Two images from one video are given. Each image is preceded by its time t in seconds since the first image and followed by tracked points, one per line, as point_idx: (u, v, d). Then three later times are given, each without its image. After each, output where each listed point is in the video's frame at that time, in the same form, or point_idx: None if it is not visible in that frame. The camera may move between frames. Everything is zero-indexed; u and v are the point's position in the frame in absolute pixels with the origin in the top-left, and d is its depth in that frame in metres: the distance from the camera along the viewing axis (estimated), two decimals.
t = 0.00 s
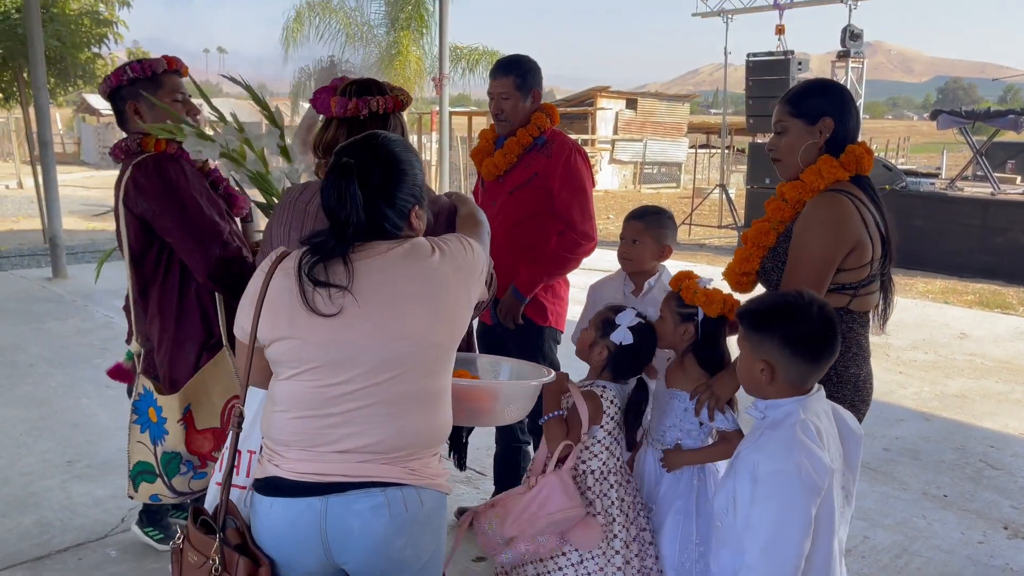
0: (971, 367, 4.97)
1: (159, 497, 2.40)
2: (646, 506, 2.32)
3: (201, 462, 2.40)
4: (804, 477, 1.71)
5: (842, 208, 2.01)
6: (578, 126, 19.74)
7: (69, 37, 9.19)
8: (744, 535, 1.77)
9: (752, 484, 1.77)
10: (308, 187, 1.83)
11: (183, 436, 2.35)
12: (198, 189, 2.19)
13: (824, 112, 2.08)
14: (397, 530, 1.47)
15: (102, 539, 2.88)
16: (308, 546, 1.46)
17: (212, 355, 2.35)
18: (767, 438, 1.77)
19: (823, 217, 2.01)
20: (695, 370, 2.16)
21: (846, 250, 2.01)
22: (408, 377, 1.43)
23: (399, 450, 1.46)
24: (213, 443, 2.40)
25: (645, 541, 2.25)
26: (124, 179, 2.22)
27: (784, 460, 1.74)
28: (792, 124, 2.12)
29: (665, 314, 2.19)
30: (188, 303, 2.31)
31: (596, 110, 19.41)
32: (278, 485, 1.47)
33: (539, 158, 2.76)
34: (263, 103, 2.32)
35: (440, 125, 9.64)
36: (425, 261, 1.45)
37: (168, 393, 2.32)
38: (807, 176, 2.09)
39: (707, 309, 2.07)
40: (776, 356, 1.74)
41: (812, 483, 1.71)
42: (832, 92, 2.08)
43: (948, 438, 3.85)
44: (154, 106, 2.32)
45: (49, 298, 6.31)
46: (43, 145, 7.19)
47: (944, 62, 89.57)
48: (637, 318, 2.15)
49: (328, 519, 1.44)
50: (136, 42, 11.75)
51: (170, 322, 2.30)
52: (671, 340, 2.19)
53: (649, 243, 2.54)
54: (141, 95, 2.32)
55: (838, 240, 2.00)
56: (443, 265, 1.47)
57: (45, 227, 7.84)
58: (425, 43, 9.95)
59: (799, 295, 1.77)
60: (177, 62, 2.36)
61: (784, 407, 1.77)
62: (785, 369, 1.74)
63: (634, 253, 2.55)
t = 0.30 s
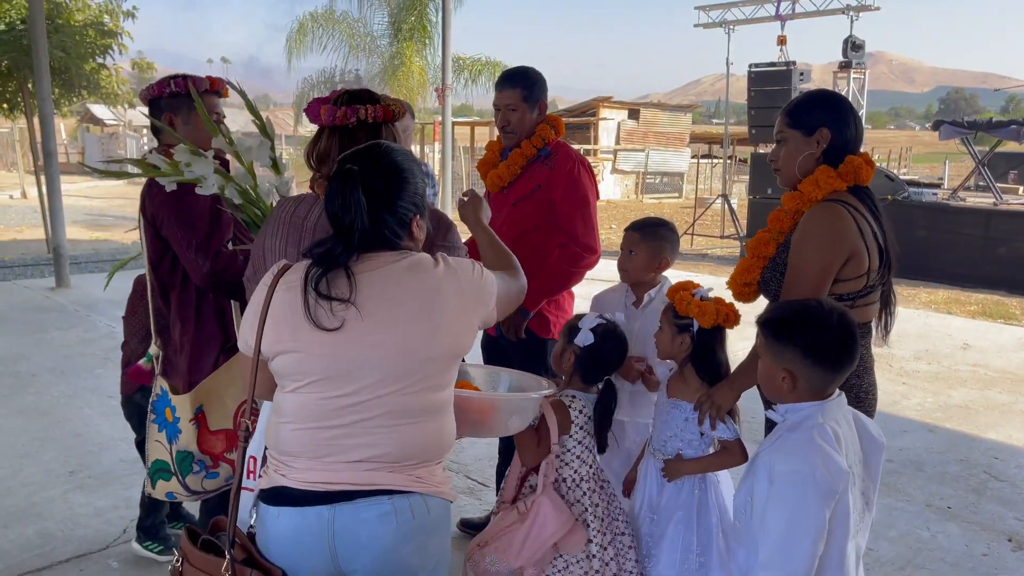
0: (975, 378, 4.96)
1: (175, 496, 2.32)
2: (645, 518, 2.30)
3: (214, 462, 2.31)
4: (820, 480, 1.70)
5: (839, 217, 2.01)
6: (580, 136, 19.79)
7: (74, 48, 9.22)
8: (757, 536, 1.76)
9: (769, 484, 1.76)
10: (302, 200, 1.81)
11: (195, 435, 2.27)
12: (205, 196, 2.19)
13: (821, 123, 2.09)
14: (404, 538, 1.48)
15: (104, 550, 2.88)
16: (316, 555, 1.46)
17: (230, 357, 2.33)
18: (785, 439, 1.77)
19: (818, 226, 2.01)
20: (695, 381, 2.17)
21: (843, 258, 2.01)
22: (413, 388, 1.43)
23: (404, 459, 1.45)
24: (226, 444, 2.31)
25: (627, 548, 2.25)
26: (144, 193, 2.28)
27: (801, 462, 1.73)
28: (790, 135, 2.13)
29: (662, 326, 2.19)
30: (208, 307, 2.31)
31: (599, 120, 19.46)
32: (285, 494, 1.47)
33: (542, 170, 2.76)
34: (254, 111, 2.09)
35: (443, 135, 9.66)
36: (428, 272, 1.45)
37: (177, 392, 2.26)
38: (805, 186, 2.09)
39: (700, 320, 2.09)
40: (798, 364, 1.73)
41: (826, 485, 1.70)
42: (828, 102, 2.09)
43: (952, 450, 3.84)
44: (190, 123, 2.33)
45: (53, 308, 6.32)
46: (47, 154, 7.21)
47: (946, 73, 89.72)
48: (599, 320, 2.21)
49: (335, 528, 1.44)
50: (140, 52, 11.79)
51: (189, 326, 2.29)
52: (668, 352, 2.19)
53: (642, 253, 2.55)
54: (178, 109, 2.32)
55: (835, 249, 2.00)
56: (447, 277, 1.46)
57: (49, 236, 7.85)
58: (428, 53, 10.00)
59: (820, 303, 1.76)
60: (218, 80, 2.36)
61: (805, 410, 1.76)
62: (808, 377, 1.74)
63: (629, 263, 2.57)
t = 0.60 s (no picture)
0: (978, 390, 4.94)
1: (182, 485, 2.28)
2: (644, 533, 2.28)
3: (209, 463, 2.21)
4: (816, 484, 1.70)
5: (845, 231, 2.01)
6: (583, 147, 19.84)
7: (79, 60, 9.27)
8: (750, 534, 1.73)
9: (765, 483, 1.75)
10: (290, 212, 1.81)
11: (190, 436, 2.17)
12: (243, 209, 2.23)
13: (819, 140, 2.10)
14: (386, 551, 1.46)
15: (105, 562, 2.87)
16: (299, 562, 1.47)
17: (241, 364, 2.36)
18: (784, 442, 1.76)
19: (825, 241, 2.01)
20: (695, 395, 2.17)
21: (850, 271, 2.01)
22: (399, 404, 1.41)
23: (390, 473, 1.43)
24: (222, 447, 2.20)
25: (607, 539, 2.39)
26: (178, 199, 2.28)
27: (796, 463, 1.72)
28: (791, 157, 2.14)
29: (663, 339, 2.21)
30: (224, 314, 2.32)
31: (601, 131, 19.52)
32: (273, 500, 1.49)
33: (549, 185, 2.77)
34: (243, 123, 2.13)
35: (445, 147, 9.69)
36: (415, 288, 1.42)
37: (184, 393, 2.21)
38: (813, 201, 2.09)
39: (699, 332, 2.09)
40: (810, 372, 1.73)
41: (822, 489, 1.70)
42: (822, 120, 2.09)
43: (956, 462, 3.83)
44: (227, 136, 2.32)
45: (56, 319, 6.34)
46: (52, 166, 7.24)
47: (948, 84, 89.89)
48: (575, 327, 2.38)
49: (317, 537, 1.44)
50: (144, 65, 11.85)
51: (204, 329, 2.30)
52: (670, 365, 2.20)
53: (642, 266, 2.55)
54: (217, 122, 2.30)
55: (840, 264, 2.01)
56: (437, 295, 1.43)
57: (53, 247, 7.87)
58: (431, 65, 10.05)
59: (833, 312, 1.76)
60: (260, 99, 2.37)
61: (806, 416, 1.76)
62: (819, 387, 1.74)
63: (628, 276, 2.57)
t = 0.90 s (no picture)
0: (982, 402, 4.92)
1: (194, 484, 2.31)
2: (646, 546, 2.28)
3: (224, 468, 2.22)
4: (808, 500, 1.68)
5: (851, 244, 2.01)
6: (586, 159, 19.88)
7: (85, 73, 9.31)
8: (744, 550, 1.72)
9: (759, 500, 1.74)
10: (288, 224, 1.82)
11: (208, 443, 2.22)
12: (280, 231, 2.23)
13: (823, 154, 2.10)
14: (368, 564, 1.44)
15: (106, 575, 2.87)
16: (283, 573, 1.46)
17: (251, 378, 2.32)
18: (778, 459, 1.76)
19: (832, 254, 2.01)
20: (695, 409, 2.16)
21: (859, 284, 2.00)
22: (380, 423, 1.39)
23: (374, 489, 1.43)
24: (237, 455, 2.19)
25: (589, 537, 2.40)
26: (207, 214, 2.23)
27: (789, 480, 1.71)
28: (793, 172, 2.13)
29: (668, 351, 2.21)
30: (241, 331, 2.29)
31: (604, 143, 19.57)
32: (261, 509, 1.49)
33: (554, 202, 2.77)
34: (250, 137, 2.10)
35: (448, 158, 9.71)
36: (396, 306, 1.39)
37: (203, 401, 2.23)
38: (818, 215, 2.10)
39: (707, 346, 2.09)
40: (807, 388, 1.72)
41: (814, 506, 1.68)
42: (827, 133, 2.10)
43: (960, 476, 3.81)
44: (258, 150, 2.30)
45: (61, 331, 6.35)
46: (57, 178, 7.27)
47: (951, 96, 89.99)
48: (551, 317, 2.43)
49: (300, 547, 1.44)
50: (149, 77, 11.91)
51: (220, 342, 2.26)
52: (676, 378, 2.20)
53: (645, 280, 2.53)
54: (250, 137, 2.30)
55: (850, 276, 1.99)
56: (419, 314, 1.39)
57: (58, 259, 7.90)
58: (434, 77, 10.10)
59: (833, 328, 1.77)
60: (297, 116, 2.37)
61: (801, 433, 1.76)
62: (814, 401, 1.73)
63: (633, 291, 2.55)
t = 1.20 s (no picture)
0: (986, 415, 4.91)
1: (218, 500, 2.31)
2: (645, 560, 2.28)
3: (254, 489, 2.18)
4: (804, 526, 1.67)
5: (854, 258, 2.01)
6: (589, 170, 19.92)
7: (90, 86, 9.36)
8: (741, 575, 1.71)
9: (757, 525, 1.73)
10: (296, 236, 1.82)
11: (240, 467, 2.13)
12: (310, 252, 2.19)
13: (834, 167, 2.10)
14: None
15: None
16: None
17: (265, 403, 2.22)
18: (775, 483, 1.75)
19: (837, 267, 2.01)
20: (694, 423, 2.16)
21: (863, 298, 1.99)
22: (360, 441, 1.38)
23: (356, 505, 1.42)
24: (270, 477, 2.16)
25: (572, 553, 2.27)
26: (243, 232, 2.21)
27: (786, 505, 1.70)
28: (802, 181, 2.14)
29: (670, 364, 2.21)
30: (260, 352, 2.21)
31: (607, 154, 19.63)
32: (249, 522, 1.50)
33: (560, 220, 2.79)
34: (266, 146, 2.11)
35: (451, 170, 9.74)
36: (374, 324, 1.38)
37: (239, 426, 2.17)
38: (821, 228, 2.10)
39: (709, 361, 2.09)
40: (801, 407, 1.73)
41: (812, 532, 1.67)
42: (839, 146, 2.10)
43: (964, 489, 3.79)
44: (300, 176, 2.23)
45: (64, 343, 6.36)
46: (61, 190, 7.30)
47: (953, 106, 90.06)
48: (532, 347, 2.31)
49: (285, 561, 1.44)
50: (154, 89, 11.97)
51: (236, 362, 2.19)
52: (677, 393, 2.20)
53: (652, 295, 2.53)
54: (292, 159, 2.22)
55: (854, 288, 1.98)
56: (397, 331, 1.37)
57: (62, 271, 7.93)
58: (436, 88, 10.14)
59: (828, 349, 1.77)
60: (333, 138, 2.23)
61: (797, 455, 1.74)
62: (808, 420, 1.73)
63: (639, 305, 2.55)
